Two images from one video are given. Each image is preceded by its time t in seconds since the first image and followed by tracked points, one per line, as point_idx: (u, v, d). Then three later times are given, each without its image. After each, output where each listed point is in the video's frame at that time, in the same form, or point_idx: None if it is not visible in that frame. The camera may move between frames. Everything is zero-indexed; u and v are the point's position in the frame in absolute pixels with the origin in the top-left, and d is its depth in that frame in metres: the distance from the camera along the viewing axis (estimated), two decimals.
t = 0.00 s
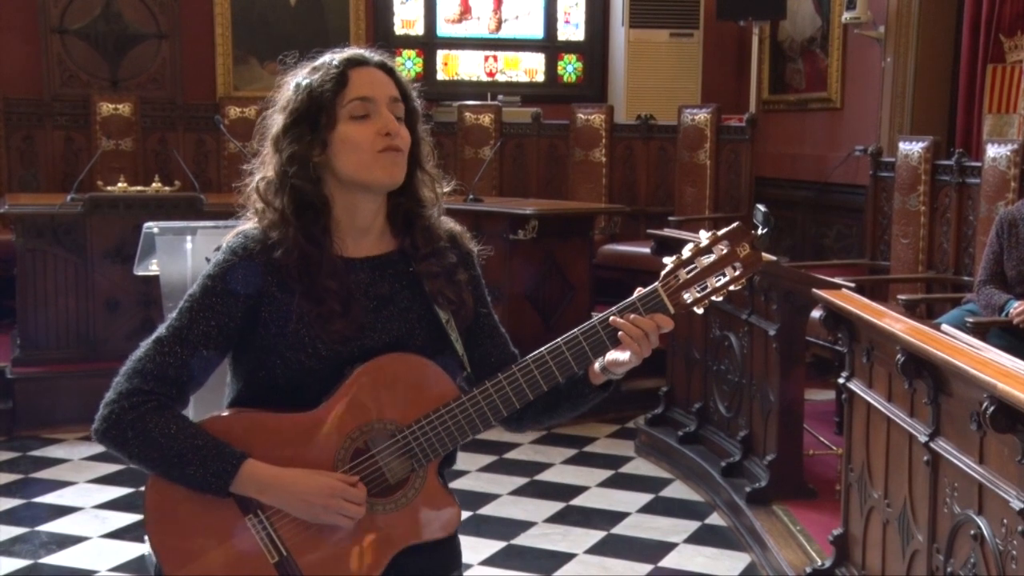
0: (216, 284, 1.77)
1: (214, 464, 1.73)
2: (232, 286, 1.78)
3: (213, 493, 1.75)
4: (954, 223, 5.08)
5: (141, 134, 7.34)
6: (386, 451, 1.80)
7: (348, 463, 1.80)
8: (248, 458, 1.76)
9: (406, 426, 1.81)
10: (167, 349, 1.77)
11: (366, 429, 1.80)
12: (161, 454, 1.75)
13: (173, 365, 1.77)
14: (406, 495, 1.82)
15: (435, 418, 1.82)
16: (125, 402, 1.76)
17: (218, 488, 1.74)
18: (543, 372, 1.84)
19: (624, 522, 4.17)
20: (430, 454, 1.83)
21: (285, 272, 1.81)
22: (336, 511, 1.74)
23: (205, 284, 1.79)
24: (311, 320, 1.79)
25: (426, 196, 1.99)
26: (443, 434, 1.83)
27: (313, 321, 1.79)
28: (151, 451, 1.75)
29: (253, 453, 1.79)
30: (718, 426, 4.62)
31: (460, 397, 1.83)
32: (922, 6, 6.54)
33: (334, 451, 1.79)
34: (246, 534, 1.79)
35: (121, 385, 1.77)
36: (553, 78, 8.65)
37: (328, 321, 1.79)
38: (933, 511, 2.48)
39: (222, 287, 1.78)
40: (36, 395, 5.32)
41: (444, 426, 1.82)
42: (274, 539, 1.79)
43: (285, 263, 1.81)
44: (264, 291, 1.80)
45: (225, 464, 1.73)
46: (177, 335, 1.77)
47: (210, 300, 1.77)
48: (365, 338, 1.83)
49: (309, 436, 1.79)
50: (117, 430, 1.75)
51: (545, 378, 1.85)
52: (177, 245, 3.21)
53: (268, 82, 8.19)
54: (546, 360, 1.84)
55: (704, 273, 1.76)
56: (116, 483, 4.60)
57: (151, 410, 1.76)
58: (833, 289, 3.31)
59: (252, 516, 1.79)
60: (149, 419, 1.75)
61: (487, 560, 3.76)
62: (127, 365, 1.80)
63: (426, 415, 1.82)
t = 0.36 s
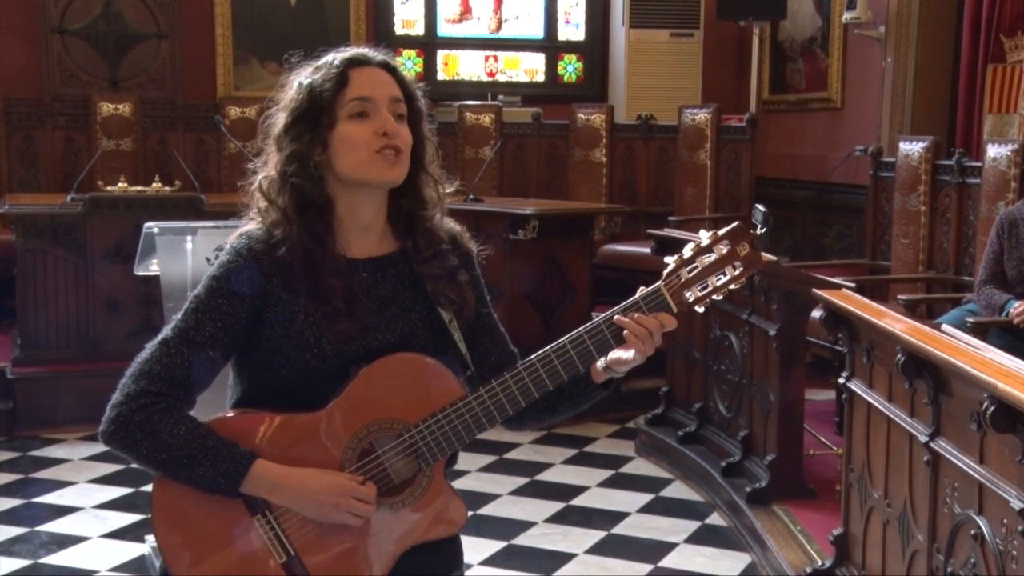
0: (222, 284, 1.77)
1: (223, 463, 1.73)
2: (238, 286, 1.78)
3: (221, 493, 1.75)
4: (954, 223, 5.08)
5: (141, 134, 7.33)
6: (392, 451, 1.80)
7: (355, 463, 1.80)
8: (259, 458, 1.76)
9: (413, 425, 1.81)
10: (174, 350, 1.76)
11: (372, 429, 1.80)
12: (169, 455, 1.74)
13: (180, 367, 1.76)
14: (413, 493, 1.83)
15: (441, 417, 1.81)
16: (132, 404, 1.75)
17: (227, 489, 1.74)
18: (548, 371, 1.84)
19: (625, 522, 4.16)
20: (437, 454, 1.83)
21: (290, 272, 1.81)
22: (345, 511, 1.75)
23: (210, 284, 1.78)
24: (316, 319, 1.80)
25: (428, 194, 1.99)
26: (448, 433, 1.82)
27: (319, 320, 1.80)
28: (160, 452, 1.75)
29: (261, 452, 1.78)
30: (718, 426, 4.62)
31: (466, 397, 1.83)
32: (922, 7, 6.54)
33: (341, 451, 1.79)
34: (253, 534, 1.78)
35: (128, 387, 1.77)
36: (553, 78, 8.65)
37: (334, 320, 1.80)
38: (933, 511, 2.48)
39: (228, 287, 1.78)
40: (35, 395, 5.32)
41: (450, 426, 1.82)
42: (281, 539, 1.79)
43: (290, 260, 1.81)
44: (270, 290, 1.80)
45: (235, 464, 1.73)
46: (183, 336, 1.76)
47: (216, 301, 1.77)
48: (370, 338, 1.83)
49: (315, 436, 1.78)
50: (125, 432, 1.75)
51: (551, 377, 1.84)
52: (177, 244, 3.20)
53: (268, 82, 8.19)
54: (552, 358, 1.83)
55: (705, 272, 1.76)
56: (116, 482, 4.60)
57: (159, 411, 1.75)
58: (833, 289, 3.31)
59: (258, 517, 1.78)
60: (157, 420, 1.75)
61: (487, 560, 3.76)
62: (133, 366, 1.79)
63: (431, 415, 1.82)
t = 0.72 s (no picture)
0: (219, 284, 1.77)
1: (218, 462, 1.74)
2: (234, 286, 1.78)
3: (218, 492, 1.75)
4: (952, 222, 5.08)
5: (140, 134, 7.33)
6: (390, 449, 1.80)
7: (353, 462, 1.80)
8: (254, 457, 1.76)
9: (409, 423, 1.82)
10: (171, 350, 1.77)
11: (369, 427, 1.80)
12: (166, 454, 1.75)
13: (177, 367, 1.77)
14: (411, 492, 1.82)
15: (438, 415, 1.82)
16: (129, 403, 1.76)
17: (225, 487, 1.74)
18: (545, 368, 1.84)
19: (624, 522, 4.16)
20: (434, 452, 1.83)
21: (286, 273, 1.81)
22: (342, 509, 1.74)
23: (207, 284, 1.78)
24: (313, 318, 1.79)
25: (426, 193, 2.00)
26: (445, 431, 1.82)
27: (317, 319, 1.79)
28: (156, 452, 1.75)
29: (258, 451, 1.79)
30: (717, 426, 4.63)
31: (463, 394, 1.83)
32: (921, 7, 6.54)
33: (338, 449, 1.79)
34: (251, 533, 1.79)
35: (126, 387, 1.77)
36: (552, 78, 8.65)
37: (331, 320, 1.79)
38: (932, 511, 2.48)
39: (225, 287, 1.78)
40: (34, 395, 5.32)
41: (447, 423, 1.82)
42: (279, 538, 1.79)
43: (286, 260, 1.81)
44: (267, 290, 1.80)
45: (231, 463, 1.73)
46: (180, 337, 1.77)
47: (212, 302, 1.77)
48: (369, 336, 1.83)
49: (312, 434, 1.79)
50: (122, 431, 1.75)
51: (548, 373, 1.84)
52: (176, 245, 3.20)
53: (267, 81, 8.19)
54: (548, 354, 1.83)
55: (703, 267, 1.76)
56: (115, 483, 4.60)
57: (155, 411, 1.76)
58: (833, 288, 3.32)
59: (256, 515, 1.79)
60: (153, 420, 1.75)
61: (487, 560, 3.76)
62: (131, 366, 1.80)
63: (429, 413, 1.82)
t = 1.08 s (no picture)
0: (204, 284, 1.80)
1: (196, 460, 1.74)
2: (220, 288, 1.80)
3: (200, 491, 1.76)
4: (949, 222, 5.08)
5: (138, 135, 7.32)
6: (376, 448, 1.79)
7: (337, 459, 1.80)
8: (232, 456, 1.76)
9: (393, 423, 1.79)
10: (157, 350, 1.79)
11: (352, 426, 1.79)
12: (148, 453, 1.77)
13: (162, 367, 1.79)
14: (393, 494, 1.80)
15: (422, 415, 1.79)
16: (114, 403, 1.78)
17: (204, 486, 1.75)
18: (530, 368, 1.82)
19: (621, 522, 4.16)
20: (418, 453, 1.80)
21: (271, 275, 1.82)
22: (316, 508, 1.73)
23: (195, 286, 1.81)
24: (299, 321, 1.79)
25: (417, 193, 1.97)
26: (428, 432, 1.80)
27: (302, 322, 1.79)
28: (139, 451, 1.77)
29: (241, 451, 1.80)
30: (715, 425, 4.63)
31: (447, 395, 1.81)
32: (918, 7, 6.54)
33: (321, 447, 1.79)
34: (235, 532, 1.79)
35: (113, 387, 1.80)
36: (550, 78, 8.65)
37: (318, 322, 1.79)
38: (929, 511, 2.49)
39: (210, 288, 1.80)
40: (32, 395, 5.32)
41: (430, 424, 1.79)
42: (262, 538, 1.79)
43: (273, 265, 1.82)
44: (253, 292, 1.81)
45: (209, 462, 1.74)
46: (166, 338, 1.79)
47: (197, 303, 1.80)
48: (357, 338, 1.82)
49: (296, 434, 1.79)
50: (106, 431, 1.78)
51: (533, 374, 1.82)
52: (174, 245, 3.19)
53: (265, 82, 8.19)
54: (534, 356, 1.82)
55: (696, 266, 1.75)
56: (112, 483, 4.60)
57: (138, 411, 1.78)
58: (830, 288, 3.31)
59: (239, 514, 1.79)
60: (136, 420, 1.77)
61: (484, 560, 3.76)
62: (120, 367, 1.83)
63: (413, 414, 1.79)
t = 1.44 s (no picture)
0: (193, 284, 1.81)
1: (177, 458, 1.75)
2: (210, 288, 1.82)
3: (179, 491, 1.77)
4: (950, 222, 5.08)
5: (139, 135, 7.32)
6: (358, 453, 1.78)
7: (318, 464, 1.79)
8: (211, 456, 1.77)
9: (374, 428, 1.78)
10: (144, 349, 1.81)
11: (333, 430, 1.78)
12: (129, 451, 1.78)
13: (148, 365, 1.80)
14: (374, 499, 1.79)
15: (404, 419, 1.78)
16: (99, 399, 1.80)
17: (181, 485, 1.76)
18: (515, 376, 1.80)
19: (622, 522, 4.16)
20: (400, 458, 1.80)
21: (259, 273, 1.83)
22: (293, 511, 1.74)
23: (185, 286, 1.83)
24: (287, 322, 1.80)
25: (414, 196, 1.95)
26: (410, 437, 1.79)
27: (289, 323, 1.80)
28: (121, 448, 1.78)
29: (224, 453, 1.80)
30: (715, 425, 4.63)
31: (429, 400, 1.79)
32: (919, 7, 6.54)
33: (304, 451, 1.79)
34: (216, 532, 1.79)
35: (100, 384, 1.82)
36: (550, 78, 8.66)
37: (304, 323, 1.80)
38: (929, 513, 2.48)
39: (198, 288, 1.82)
40: (32, 395, 5.32)
41: (411, 429, 1.79)
42: (243, 538, 1.79)
43: (262, 264, 1.83)
44: (243, 293, 1.83)
45: (186, 461, 1.75)
46: (154, 336, 1.81)
47: (187, 303, 1.81)
48: (344, 340, 1.82)
49: (279, 436, 1.79)
50: (90, 427, 1.79)
51: (517, 381, 1.80)
52: (174, 245, 3.19)
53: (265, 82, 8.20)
54: (518, 362, 1.80)
55: (688, 273, 1.74)
56: (113, 483, 4.60)
57: (122, 409, 1.79)
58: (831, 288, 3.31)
59: (220, 514, 1.80)
60: (120, 417, 1.79)
61: (485, 560, 3.76)
62: (109, 364, 1.85)
63: (395, 417, 1.78)
